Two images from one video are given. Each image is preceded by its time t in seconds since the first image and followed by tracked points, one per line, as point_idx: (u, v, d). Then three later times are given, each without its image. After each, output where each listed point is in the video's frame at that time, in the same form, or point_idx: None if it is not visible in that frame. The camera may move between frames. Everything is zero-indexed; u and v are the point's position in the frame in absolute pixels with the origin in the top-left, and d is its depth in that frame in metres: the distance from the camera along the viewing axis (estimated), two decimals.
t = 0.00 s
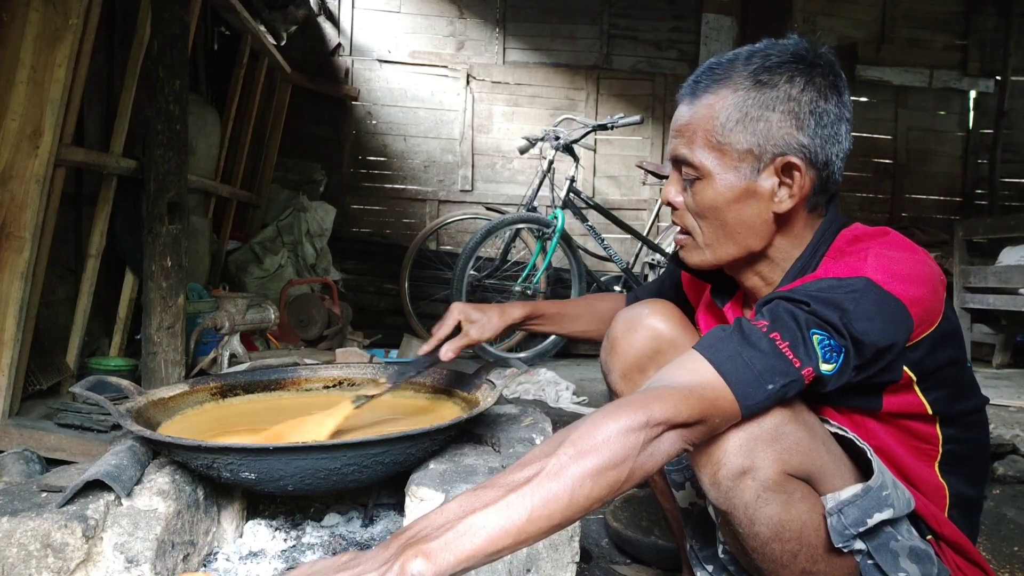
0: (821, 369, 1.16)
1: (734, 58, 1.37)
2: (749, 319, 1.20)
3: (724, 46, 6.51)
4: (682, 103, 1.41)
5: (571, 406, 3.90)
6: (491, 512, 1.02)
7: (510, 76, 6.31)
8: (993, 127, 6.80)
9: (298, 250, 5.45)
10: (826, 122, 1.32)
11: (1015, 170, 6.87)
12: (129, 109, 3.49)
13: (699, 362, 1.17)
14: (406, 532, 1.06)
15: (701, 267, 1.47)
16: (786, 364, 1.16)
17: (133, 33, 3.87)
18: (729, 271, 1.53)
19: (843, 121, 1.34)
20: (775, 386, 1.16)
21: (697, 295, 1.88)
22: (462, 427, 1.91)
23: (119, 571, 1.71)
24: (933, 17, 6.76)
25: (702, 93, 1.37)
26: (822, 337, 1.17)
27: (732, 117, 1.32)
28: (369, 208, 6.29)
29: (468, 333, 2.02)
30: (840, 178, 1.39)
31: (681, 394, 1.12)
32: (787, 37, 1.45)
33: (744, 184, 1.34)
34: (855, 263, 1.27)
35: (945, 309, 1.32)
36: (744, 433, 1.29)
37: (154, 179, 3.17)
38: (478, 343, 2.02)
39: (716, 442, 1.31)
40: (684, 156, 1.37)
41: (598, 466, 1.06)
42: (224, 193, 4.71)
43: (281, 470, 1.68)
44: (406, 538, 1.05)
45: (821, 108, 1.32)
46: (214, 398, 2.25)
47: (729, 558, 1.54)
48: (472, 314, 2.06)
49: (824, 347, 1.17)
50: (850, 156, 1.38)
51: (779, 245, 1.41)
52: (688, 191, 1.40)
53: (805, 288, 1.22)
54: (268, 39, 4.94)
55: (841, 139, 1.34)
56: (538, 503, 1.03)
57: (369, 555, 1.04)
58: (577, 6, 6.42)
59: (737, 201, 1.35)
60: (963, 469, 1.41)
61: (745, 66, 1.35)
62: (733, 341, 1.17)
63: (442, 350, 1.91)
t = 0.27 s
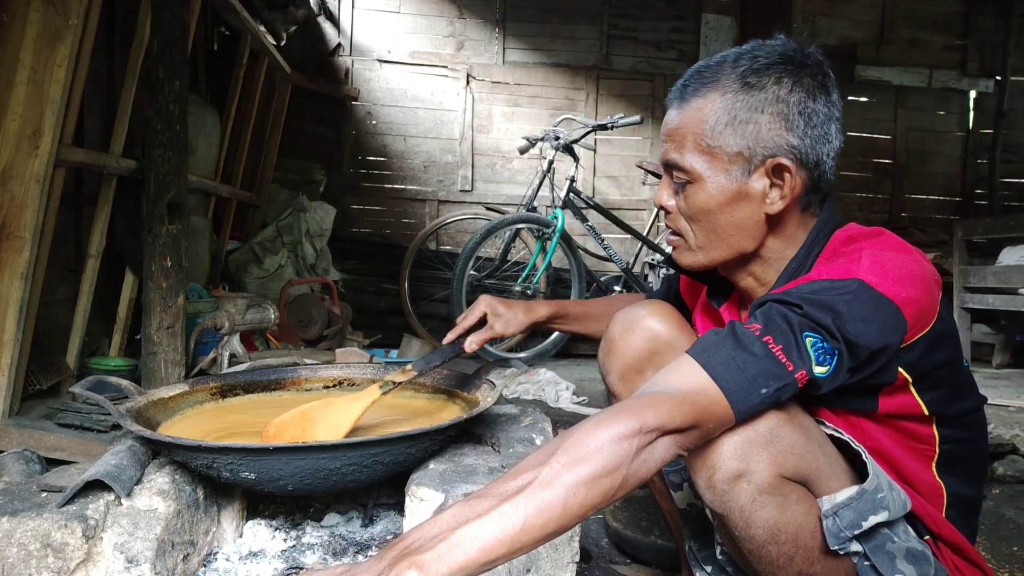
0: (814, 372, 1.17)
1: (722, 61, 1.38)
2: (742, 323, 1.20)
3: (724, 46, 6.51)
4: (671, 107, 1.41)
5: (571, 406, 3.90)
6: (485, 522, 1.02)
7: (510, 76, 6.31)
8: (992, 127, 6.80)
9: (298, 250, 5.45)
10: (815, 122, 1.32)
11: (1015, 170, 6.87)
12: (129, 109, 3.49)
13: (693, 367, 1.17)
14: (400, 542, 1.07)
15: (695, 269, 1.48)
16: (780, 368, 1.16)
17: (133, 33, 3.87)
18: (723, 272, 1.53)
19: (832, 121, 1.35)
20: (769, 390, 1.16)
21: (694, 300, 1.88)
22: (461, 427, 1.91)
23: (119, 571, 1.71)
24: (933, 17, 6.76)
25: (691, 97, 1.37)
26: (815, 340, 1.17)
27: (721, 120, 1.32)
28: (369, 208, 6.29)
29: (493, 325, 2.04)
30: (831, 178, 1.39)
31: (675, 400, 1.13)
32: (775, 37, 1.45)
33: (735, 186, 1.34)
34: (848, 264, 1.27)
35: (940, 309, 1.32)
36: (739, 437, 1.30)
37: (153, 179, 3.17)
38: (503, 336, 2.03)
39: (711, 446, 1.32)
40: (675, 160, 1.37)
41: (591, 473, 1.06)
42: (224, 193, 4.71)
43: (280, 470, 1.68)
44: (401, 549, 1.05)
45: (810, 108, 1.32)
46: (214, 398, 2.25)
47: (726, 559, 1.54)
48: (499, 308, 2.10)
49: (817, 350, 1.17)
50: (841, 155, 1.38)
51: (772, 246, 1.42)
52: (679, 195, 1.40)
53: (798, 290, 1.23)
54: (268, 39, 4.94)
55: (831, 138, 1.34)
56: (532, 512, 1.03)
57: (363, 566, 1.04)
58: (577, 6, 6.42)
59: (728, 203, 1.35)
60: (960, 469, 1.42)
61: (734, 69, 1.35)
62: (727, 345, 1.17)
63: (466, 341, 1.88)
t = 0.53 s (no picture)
0: (814, 371, 1.17)
1: (721, 61, 1.37)
2: (742, 323, 1.20)
3: (724, 45, 6.51)
4: (670, 107, 1.41)
5: (571, 406, 3.90)
6: (485, 522, 1.02)
7: (510, 76, 6.31)
8: (992, 127, 6.80)
9: (298, 250, 5.45)
10: (814, 122, 1.32)
11: (1015, 170, 6.88)
12: (129, 109, 3.49)
13: (693, 367, 1.17)
14: (401, 543, 1.06)
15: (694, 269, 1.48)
16: (780, 368, 1.16)
17: (133, 33, 3.87)
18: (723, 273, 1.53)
19: (831, 120, 1.34)
20: (768, 390, 1.16)
21: (693, 301, 1.87)
22: (461, 427, 1.91)
23: (120, 571, 1.71)
24: (933, 17, 6.76)
25: (690, 97, 1.37)
26: (814, 339, 1.17)
27: (720, 120, 1.32)
28: (369, 208, 6.29)
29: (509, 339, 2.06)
30: (831, 177, 1.39)
31: (675, 399, 1.13)
32: (774, 37, 1.45)
33: (735, 186, 1.34)
34: (847, 263, 1.27)
35: (939, 308, 1.32)
36: (739, 436, 1.29)
37: (153, 179, 3.17)
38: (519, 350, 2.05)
39: (711, 446, 1.32)
40: (674, 160, 1.37)
41: (592, 473, 1.06)
42: (224, 193, 4.71)
43: (280, 470, 1.68)
44: (402, 550, 1.05)
45: (809, 107, 1.32)
46: (214, 398, 2.25)
47: (726, 559, 1.54)
48: (515, 321, 2.11)
49: (817, 349, 1.17)
50: (840, 155, 1.38)
51: (772, 245, 1.41)
52: (679, 194, 1.40)
53: (797, 290, 1.23)
54: (268, 39, 4.93)
55: (830, 137, 1.34)
56: (532, 512, 1.03)
57: (364, 567, 1.04)
58: (577, 6, 6.42)
59: (728, 203, 1.35)
60: (960, 469, 1.41)
61: (732, 69, 1.35)
62: (727, 345, 1.17)
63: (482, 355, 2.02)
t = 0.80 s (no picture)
0: (819, 368, 1.17)
1: (726, 59, 1.37)
2: (746, 319, 1.20)
3: (724, 45, 6.51)
4: (676, 105, 1.41)
5: (571, 406, 3.90)
6: (490, 512, 1.02)
7: (510, 76, 6.31)
8: (993, 126, 6.80)
9: (298, 250, 5.45)
10: (820, 120, 1.32)
11: (1015, 170, 6.87)
12: (129, 109, 3.49)
13: (697, 362, 1.17)
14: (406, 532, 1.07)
15: (698, 267, 1.48)
16: (784, 364, 1.16)
17: (133, 33, 3.87)
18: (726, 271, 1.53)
19: (836, 119, 1.34)
20: (772, 386, 1.16)
21: (696, 301, 1.87)
22: (461, 427, 1.91)
23: (120, 571, 1.71)
24: (933, 17, 6.75)
25: (696, 94, 1.37)
26: (819, 336, 1.17)
27: (726, 118, 1.32)
28: (369, 208, 6.29)
29: (511, 339, 2.06)
30: (835, 176, 1.39)
31: (679, 393, 1.13)
32: (779, 36, 1.45)
33: (740, 183, 1.34)
34: (851, 262, 1.27)
35: (942, 308, 1.32)
36: (742, 433, 1.29)
37: (153, 179, 3.17)
38: (521, 349, 2.05)
39: (715, 442, 1.31)
40: (680, 157, 1.37)
41: (597, 465, 1.06)
42: (224, 193, 4.71)
43: (280, 470, 1.68)
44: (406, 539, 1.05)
45: (815, 106, 1.32)
46: (214, 398, 2.25)
47: (728, 557, 1.54)
48: (517, 322, 2.11)
49: (821, 346, 1.17)
50: (844, 154, 1.38)
51: (776, 244, 1.41)
52: (684, 192, 1.40)
53: (801, 287, 1.23)
54: (268, 39, 4.93)
55: (835, 136, 1.34)
56: (537, 503, 1.03)
57: (368, 556, 1.04)
58: (577, 6, 6.41)
59: (733, 201, 1.35)
60: (962, 469, 1.41)
61: (738, 67, 1.35)
62: (731, 341, 1.17)
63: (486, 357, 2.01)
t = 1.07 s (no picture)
0: (826, 366, 1.16)
1: (734, 56, 1.37)
2: (753, 316, 1.20)
3: (724, 45, 6.51)
4: (682, 102, 1.41)
5: (571, 406, 3.90)
6: (501, 508, 1.02)
7: (510, 76, 6.31)
8: (993, 126, 6.80)
9: (298, 250, 5.45)
10: (826, 118, 1.32)
11: (1015, 170, 6.87)
12: (129, 109, 3.49)
13: (705, 359, 1.16)
14: (415, 528, 1.06)
15: (701, 265, 1.47)
16: (792, 361, 1.15)
17: (133, 33, 3.86)
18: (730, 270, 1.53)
19: (842, 118, 1.35)
20: (780, 383, 1.15)
21: (699, 300, 1.88)
22: (462, 427, 1.91)
23: (120, 571, 1.71)
24: (933, 17, 6.75)
25: (703, 91, 1.37)
26: (826, 333, 1.17)
27: (733, 114, 1.32)
28: (369, 208, 6.29)
29: (504, 335, 2.07)
30: (840, 175, 1.39)
31: (688, 390, 1.12)
32: (785, 35, 1.45)
33: (746, 180, 1.33)
34: (858, 260, 1.27)
35: (947, 307, 1.32)
36: (748, 431, 1.29)
37: (153, 179, 3.17)
38: (513, 346, 2.07)
39: (720, 440, 1.31)
40: (685, 154, 1.37)
41: (607, 461, 1.06)
42: (224, 193, 4.71)
43: (280, 469, 1.68)
44: (416, 535, 1.05)
45: (822, 104, 1.32)
46: (215, 398, 2.25)
47: (730, 556, 1.54)
48: (511, 318, 2.12)
49: (829, 343, 1.16)
50: (850, 153, 1.38)
51: (780, 242, 1.41)
52: (689, 188, 1.40)
53: (808, 285, 1.22)
54: (268, 39, 4.93)
55: (841, 135, 1.34)
56: (548, 499, 1.03)
57: (378, 553, 1.04)
58: (577, 6, 6.41)
59: (738, 197, 1.35)
60: (965, 469, 1.41)
61: (745, 64, 1.34)
62: (738, 338, 1.16)
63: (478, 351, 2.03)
